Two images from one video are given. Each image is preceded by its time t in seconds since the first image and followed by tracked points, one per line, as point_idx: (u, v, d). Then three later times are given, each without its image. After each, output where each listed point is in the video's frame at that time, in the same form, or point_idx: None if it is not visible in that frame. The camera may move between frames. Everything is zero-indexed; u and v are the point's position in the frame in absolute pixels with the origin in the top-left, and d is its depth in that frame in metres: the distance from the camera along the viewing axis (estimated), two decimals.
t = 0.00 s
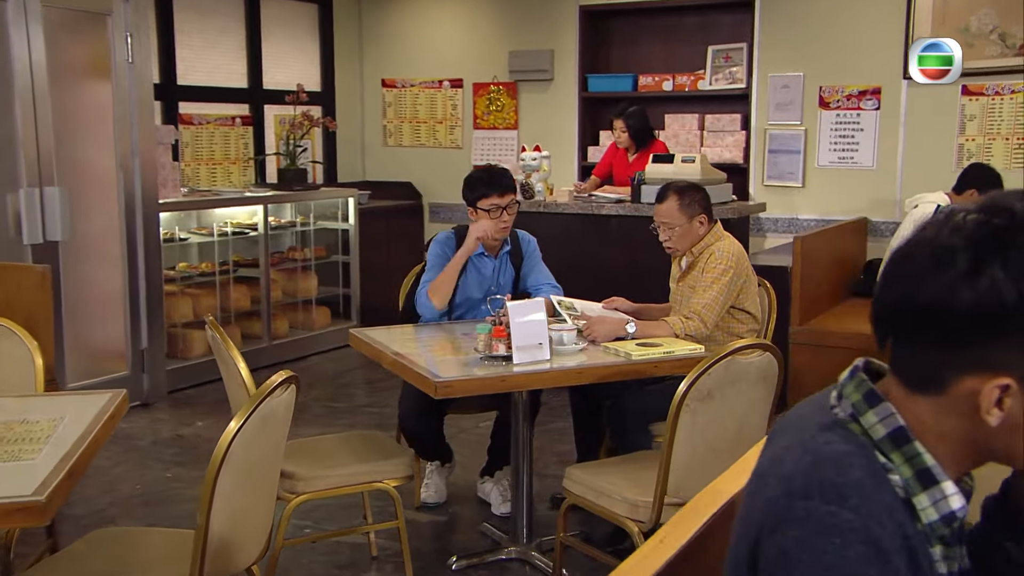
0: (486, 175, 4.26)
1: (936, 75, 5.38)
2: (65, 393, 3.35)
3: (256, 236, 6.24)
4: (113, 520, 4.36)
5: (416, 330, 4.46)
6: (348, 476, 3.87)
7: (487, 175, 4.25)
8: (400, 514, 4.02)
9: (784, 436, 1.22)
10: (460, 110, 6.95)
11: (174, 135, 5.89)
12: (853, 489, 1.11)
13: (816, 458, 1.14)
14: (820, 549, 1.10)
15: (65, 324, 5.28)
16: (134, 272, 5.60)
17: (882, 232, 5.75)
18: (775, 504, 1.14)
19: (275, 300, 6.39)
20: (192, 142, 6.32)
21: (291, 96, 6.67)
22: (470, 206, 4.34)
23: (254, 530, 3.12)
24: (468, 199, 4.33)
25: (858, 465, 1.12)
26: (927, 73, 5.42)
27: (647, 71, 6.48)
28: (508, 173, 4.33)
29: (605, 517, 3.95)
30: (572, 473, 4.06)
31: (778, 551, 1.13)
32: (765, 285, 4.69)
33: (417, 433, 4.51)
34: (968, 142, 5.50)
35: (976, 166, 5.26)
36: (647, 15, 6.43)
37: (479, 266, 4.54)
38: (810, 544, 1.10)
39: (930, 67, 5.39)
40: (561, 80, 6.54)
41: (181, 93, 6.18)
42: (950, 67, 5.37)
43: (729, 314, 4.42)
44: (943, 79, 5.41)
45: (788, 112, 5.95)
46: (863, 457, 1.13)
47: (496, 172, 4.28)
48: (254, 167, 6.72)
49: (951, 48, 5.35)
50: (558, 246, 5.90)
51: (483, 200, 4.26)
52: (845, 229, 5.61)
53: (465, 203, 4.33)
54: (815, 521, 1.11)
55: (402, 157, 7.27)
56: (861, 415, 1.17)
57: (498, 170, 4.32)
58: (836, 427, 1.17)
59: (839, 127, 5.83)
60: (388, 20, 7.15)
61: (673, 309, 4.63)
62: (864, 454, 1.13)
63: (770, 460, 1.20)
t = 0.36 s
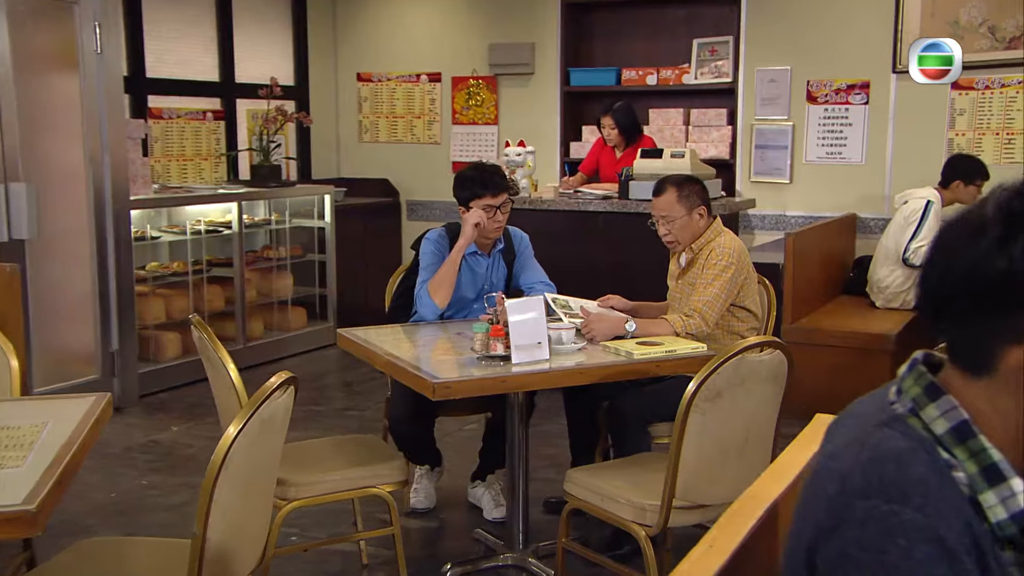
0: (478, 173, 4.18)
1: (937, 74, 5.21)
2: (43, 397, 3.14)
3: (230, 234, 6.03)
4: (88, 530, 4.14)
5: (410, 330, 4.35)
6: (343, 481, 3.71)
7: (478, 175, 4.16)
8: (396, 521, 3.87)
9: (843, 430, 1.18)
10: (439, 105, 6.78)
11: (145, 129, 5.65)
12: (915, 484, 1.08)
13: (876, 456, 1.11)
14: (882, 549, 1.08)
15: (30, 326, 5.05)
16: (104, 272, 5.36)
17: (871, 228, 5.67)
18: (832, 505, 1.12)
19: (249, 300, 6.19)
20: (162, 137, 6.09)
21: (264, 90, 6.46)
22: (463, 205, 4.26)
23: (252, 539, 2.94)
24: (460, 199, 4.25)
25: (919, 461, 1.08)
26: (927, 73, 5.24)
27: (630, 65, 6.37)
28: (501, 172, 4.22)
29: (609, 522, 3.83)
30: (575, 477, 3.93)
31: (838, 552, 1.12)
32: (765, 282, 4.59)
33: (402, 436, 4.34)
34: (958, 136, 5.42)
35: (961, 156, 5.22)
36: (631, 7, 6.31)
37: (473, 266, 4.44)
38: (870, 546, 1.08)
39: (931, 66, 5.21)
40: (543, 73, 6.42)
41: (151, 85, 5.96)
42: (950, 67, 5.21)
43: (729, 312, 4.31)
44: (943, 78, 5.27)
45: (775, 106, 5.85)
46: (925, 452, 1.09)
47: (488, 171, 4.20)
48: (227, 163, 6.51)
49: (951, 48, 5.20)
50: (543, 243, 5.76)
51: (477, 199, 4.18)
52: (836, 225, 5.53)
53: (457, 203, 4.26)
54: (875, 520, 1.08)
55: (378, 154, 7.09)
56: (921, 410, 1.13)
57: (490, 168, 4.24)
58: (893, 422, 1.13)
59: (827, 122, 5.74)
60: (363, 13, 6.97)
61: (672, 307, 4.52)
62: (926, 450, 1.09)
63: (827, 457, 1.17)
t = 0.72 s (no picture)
0: (472, 169, 4.02)
1: (937, 75, 5.29)
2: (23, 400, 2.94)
3: (204, 233, 5.83)
4: (64, 541, 3.93)
5: (403, 331, 4.19)
6: (337, 485, 3.56)
7: (472, 172, 4.00)
8: (394, 527, 3.71)
9: (910, 428, 1.08)
10: (418, 100, 6.63)
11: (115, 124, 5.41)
12: (1005, 487, 0.98)
13: (957, 455, 1.01)
14: (969, 559, 0.98)
15: None
16: (75, 273, 5.12)
17: (862, 225, 5.58)
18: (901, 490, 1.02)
19: (225, 301, 5.98)
20: (132, 132, 5.87)
21: (238, 84, 6.26)
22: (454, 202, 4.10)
23: (255, 545, 2.79)
24: (453, 195, 4.09)
25: (1007, 461, 0.99)
26: (926, 73, 5.32)
27: (614, 60, 6.26)
28: (495, 167, 4.06)
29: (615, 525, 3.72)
30: (579, 480, 3.81)
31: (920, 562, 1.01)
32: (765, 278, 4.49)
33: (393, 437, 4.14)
34: (949, 131, 5.34)
35: (946, 148, 5.15)
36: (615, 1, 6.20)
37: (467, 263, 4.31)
38: (957, 555, 0.99)
39: (930, 67, 5.29)
40: (525, 67, 6.29)
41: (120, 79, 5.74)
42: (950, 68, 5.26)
43: (731, 310, 4.20)
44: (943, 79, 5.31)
45: (763, 101, 5.75)
46: (1012, 449, 0.99)
47: (481, 167, 4.04)
48: (199, 159, 6.30)
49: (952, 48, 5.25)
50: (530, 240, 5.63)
51: (471, 196, 4.03)
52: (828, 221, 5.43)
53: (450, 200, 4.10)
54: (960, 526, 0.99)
55: (355, 150, 6.92)
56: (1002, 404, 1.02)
57: (482, 163, 4.08)
58: (972, 418, 1.02)
59: (816, 117, 5.65)
60: (339, 6, 6.80)
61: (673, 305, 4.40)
62: (1014, 446, 1.00)
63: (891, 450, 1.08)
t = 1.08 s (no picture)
0: (487, 159, 3.91)
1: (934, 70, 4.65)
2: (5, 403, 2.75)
3: (182, 231, 5.63)
4: (43, 552, 3.73)
5: (398, 331, 4.03)
6: (337, 490, 3.40)
7: (486, 161, 3.89)
8: (395, 534, 3.55)
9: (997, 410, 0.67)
10: (400, 94, 6.49)
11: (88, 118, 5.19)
12: None
13: None
14: None
15: None
16: (48, 273, 4.89)
17: (856, 222, 5.48)
18: (999, 450, 0.62)
19: (203, 302, 5.78)
20: (105, 127, 5.65)
21: (214, 78, 6.06)
22: (461, 191, 3.97)
23: (260, 554, 2.64)
24: (461, 185, 3.97)
25: None
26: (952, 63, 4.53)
27: (602, 53, 6.13)
28: (507, 159, 3.96)
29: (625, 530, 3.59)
30: (586, 482, 3.69)
31: None
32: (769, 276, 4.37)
33: (391, 440, 3.97)
34: (945, 126, 5.23)
35: (938, 142, 5.08)
36: None
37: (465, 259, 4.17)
38: None
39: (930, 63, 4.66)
40: (511, 60, 6.16)
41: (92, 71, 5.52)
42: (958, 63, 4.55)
43: (737, 308, 4.08)
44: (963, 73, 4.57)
45: (755, 95, 5.65)
46: None
47: (494, 158, 3.93)
48: (174, 155, 6.09)
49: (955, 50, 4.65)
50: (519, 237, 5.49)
51: (483, 187, 3.91)
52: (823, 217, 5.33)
53: (458, 190, 3.97)
54: None
55: (335, 146, 6.75)
56: None
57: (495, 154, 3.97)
58: None
59: (809, 112, 5.55)
60: None
61: (677, 305, 4.28)
62: None
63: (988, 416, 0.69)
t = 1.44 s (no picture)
0: (493, 153, 3.80)
1: (937, 75, 5.04)
2: None
3: (157, 230, 5.42)
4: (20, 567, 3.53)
5: (395, 331, 3.90)
6: (333, 498, 3.25)
7: (493, 156, 3.78)
8: (395, 542, 3.39)
9: None
10: (380, 89, 6.33)
11: (58, 112, 4.97)
12: None
13: None
14: None
15: None
16: (18, 274, 4.68)
17: (848, 220, 5.37)
18: None
19: (178, 304, 5.59)
20: (75, 122, 5.43)
21: (188, 72, 5.86)
22: (465, 183, 3.86)
23: (265, 566, 2.51)
24: (464, 178, 3.86)
25: None
26: (926, 74, 5.07)
27: (588, 48, 6.01)
28: (513, 153, 3.86)
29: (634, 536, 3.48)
30: (592, 487, 3.58)
31: None
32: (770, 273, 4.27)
33: (387, 446, 3.85)
34: (938, 122, 5.16)
35: (929, 137, 4.99)
36: None
37: (463, 255, 4.06)
38: None
39: (931, 66, 5.03)
40: (495, 55, 6.02)
41: (61, 64, 5.30)
42: (950, 68, 5.04)
43: (742, 308, 3.97)
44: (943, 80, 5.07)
45: (745, 90, 5.53)
46: None
47: (502, 150, 3.83)
48: (147, 152, 5.89)
49: (951, 49, 5.02)
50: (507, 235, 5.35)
51: (488, 181, 3.81)
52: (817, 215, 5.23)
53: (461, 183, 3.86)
54: None
55: (312, 143, 6.58)
56: None
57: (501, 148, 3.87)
58: None
59: (800, 107, 5.44)
60: None
61: (679, 304, 4.17)
62: None
63: None
